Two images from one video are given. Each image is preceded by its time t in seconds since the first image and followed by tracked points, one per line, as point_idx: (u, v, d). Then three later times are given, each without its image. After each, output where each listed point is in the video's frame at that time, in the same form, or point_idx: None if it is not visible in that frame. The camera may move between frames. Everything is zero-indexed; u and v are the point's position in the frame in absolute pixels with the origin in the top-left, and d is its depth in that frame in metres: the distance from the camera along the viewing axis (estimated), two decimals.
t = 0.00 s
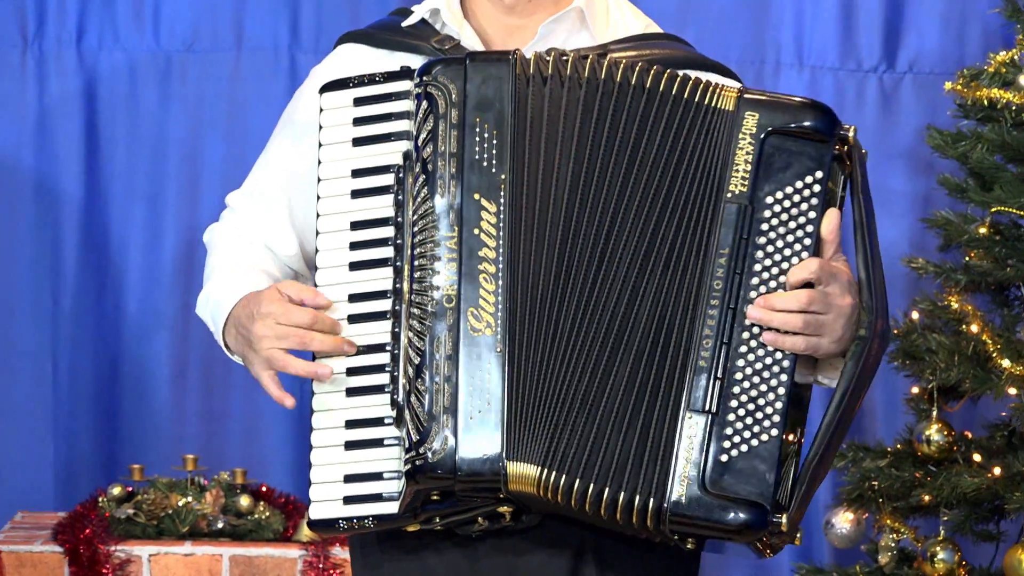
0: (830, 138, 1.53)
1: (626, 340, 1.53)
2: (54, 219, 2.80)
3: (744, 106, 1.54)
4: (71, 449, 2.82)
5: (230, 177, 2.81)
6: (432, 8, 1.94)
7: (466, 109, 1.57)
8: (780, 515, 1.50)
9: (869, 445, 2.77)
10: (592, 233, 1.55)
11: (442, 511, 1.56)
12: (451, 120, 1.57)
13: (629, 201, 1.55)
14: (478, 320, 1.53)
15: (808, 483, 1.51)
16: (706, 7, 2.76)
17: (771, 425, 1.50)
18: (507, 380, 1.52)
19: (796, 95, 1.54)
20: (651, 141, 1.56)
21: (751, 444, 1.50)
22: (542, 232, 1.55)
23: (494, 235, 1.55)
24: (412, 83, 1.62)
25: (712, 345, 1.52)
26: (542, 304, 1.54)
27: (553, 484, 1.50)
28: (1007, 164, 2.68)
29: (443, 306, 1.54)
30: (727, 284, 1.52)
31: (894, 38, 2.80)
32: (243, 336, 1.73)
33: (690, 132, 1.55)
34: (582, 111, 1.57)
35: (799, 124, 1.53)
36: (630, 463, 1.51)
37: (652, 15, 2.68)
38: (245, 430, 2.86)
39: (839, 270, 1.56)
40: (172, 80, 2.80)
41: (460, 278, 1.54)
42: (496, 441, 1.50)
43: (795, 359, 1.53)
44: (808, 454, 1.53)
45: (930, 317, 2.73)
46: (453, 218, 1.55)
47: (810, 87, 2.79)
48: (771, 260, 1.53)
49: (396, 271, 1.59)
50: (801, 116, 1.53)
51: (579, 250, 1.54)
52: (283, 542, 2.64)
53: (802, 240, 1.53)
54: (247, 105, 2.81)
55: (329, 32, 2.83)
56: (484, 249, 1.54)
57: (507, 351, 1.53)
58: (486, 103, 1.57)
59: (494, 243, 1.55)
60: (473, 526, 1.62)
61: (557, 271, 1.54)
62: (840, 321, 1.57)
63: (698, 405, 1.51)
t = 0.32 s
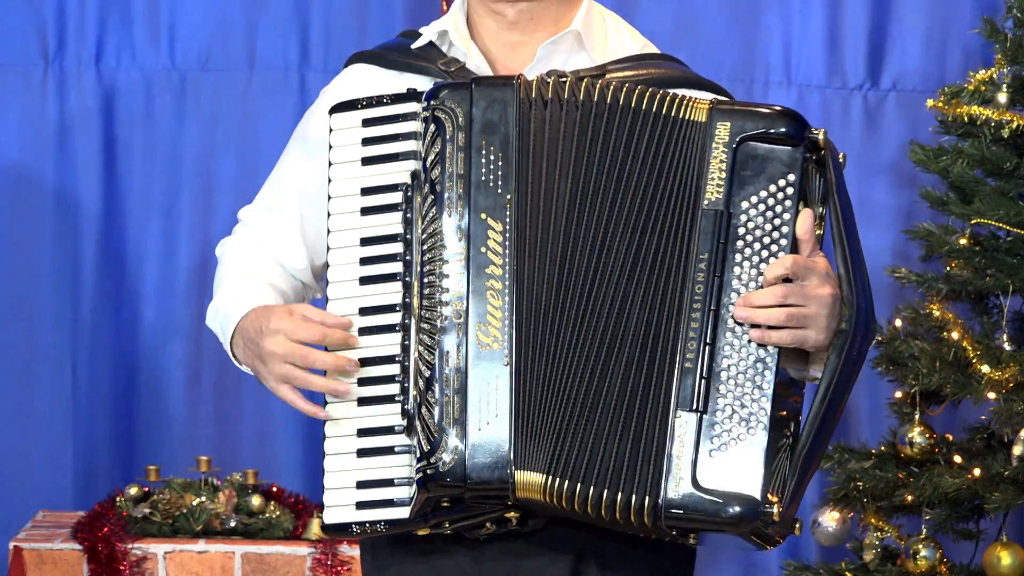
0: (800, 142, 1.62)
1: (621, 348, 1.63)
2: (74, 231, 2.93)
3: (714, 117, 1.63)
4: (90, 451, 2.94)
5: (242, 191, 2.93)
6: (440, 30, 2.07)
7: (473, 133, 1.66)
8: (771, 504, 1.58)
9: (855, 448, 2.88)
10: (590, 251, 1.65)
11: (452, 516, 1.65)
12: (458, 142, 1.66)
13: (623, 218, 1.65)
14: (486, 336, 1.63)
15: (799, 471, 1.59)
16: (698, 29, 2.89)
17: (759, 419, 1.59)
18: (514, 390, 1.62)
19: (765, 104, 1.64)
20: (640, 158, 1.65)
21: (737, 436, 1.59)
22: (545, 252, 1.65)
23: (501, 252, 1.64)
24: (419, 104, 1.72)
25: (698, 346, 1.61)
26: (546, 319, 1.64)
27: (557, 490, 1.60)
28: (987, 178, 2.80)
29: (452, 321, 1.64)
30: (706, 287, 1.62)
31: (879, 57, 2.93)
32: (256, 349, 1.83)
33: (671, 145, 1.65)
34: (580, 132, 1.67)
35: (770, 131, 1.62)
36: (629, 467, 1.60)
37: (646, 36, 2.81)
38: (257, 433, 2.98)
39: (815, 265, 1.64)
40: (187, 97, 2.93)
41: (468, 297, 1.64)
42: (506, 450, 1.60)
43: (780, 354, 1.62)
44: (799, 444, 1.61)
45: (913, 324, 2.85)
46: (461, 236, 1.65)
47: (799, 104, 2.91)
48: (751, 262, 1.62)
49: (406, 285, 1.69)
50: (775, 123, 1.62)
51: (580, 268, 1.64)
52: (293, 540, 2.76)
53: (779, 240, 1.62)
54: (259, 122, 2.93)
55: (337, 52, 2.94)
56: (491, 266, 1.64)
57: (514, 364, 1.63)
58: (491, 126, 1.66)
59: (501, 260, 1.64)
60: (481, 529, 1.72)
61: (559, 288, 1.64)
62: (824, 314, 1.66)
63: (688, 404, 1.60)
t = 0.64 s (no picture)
0: (771, 149, 1.73)
1: (611, 353, 1.74)
2: (94, 241, 3.05)
3: (687, 129, 1.75)
4: (108, 452, 3.07)
5: (254, 203, 3.06)
6: (449, 49, 2.20)
7: (476, 150, 1.78)
8: (754, 498, 1.70)
9: (841, 449, 3.00)
10: (584, 262, 1.76)
11: (456, 517, 1.77)
12: (462, 160, 1.78)
13: (614, 230, 1.76)
14: (489, 344, 1.75)
15: (781, 464, 1.70)
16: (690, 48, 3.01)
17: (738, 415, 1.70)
18: (516, 394, 1.73)
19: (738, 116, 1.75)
20: (626, 173, 1.77)
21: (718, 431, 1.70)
22: (545, 264, 1.76)
23: (503, 265, 1.76)
24: (427, 122, 1.84)
25: (678, 348, 1.72)
26: (545, 328, 1.75)
27: (556, 490, 1.71)
28: (968, 191, 2.94)
29: (457, 330, 1.76)
30: (685, 291, 1.73)
31: (864, 75, 3.05)
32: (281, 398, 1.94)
33: (643, 159, 1.76)
34: (577, 149, 1.78)
35: (743, 139, 1.73)
36: (621, 467, 1.71)
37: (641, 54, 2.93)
38: (268, 434, 3.11)
39: (788, 264, 1.75)
40: (201, 113, 3.05)
41: (472, 308, 1.76)
42: (506, 453, 1.72)
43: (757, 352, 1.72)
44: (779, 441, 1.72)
45: (897, 330, 2.97)
46: (465, 249, 1.77)
47: (787, 120, 3.03)
48: (727, 267, 1.74)
49: (413, 295, 1.80)
50: (749, 133, 1.73)
51: (576, 280, 1.76)
52: (303, 537, 2.88)
53: (753, 243, 1.73)
54: (270, 137, 3.06)
55: (346, 70, 3.07)
56: (493, 278, 1.76)
57: (516, 371, 1.74)
58: (494, 144, 1.78)
59: (503, 272, 1.76)
60: (485, 530, 1.84)
61: (557, 298, 1.75)
62: (798, 313, 1.76)
63: (671, 404, 1.71)
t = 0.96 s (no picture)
0: (749, 147, 1.79)
1: (604, 349, 1.80)
2: (112, 250, 3.18)
3: (669, 130, 1.82)
4: (125, 452, 3.19)
5: (266, 213, 3.19)
6: (455, 66, 2.35)
7: (482, 157, 1.86)
8: (743, 480, 1.75)
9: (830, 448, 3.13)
10: (582, 265, 1.83)
11: (462, 510, 1.85)
12: (468, 167, 1.85)
13: (608, 232, 1.83)
14: (493, 343, 1.82)
15: (769, 449, 1.76)
16: (684, 65, 3.14)
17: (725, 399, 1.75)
18: (519, 391, 1.81)
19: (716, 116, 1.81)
20: (620, 177, 1.84)
21: (704, 417, 1.75)
22: (546, 266, 1.84)
23: (507, 268, 1.84)
24: (433, 135, 1.91)
25: (663, 339, 1.78)
26: (545, 327, 1.82)
27: (558, 482, 1.77)
28: (950, 202, 3.07)
29: (462, 331, 1.83)
30: (670, 285, 1.79)
31: (852, 91, 3.17)
32: (293, 399, 2.05)
33: (630, 161, 1.83)
34: (576, 157, 1.85)
35: (721, 139, 1.79)
36: (616, 458, 1.77)
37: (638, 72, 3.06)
38: (280, 435, 3.24)
39: (768, 253, 1.81)
40: (216, 127, 3.18)
41: (476, 310, 1.83)
42: (507, 449, 1.79)
43: (742, 340, 1.78)
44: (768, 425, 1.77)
45: (882, 335, 3.10)
46: (470, 251, 1.84)
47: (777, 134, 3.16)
48: (709, 259, 1.80)
49: (420, 299, 1.88)
50: (729, 133, 1.80)
51: (573, 281, 1.83)
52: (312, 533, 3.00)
53: (734, 236, 1.80)
54: (282, 150, 3.18)
55: (354, 86, 3.19)
56: (497, 280, 1.83)
57: (519, 369, 1.82)
58: (498, 152, 1.86)
59: (507, 274, 1.84)
60: (491, 523, 1.91)
61: (555, 298, 1.83)
62: (781, 298, 1.81)
63: (658, 393, 1.76)
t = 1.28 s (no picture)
0: (726, 155, 1.90)
1: (598, 354, 1.92)
2: (130, 258, 3.31)
3: (650, 140, 1.93)
4: (142, 453, 3.32)
5: (278, 223, 3.32)
6: (455, 85, 2.46)
7: (483, 171, 1.98)
8: (730, 474, 1.85)
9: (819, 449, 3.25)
10: (576, 274, 1.95)
11: (467, 511, 1.96)
12: (470, 182, 1.98)
13: (599, 242, 1.95)
14: (495, 350, 1.95)
15: (755, 444, 1.88)
16: (679, 81, 3.27)
17: (710, 397, 1.87)
18: (520, 395, 1.93)
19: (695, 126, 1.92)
20: (612, 190, 1.95)
21: (690, 415, 1.87)
22: (545, 276, 1.96)
23: (508, 278, 1.96)
24: (436, 149, 2.03)
25: (650, 342, 1.89)
26: (544, 334, 1.95)
27: (558, 483, 1.89)
28: (934, 213, 3.20)
29: (465, 339, 1.96)
30: (654, 290, 1.91)
31: (840, 106, 3.30)
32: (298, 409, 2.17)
33: (617, 173, 1.95)
34: (574, 170, 1.97)
35: (699, 145, 1.90)
36: (610, 457, 1.88)
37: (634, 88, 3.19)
38: (290, 436, 3.37)
39: (746, 257, 1.91)
40: (229, 141, 3.32)
41: (479, 318, 1.96)
42: (509, 451, 1.92)
43: (724, 340, 1.90)
44: (751, 421, 1.89)
45: (868, 340, 3.23)
46: (474, 263, 1.97)
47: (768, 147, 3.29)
48: (692, 263, 1.91)
49: (425, 308, 1.99)
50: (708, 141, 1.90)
51: (569, 290, 1.95)
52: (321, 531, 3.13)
53: (714, 240, 1.91)
54: (293, 163, 3.32)
55: (362, 101, 3.33)
56: (499, 291, 1.96)
57: (520, 374, 1.94)
58: (499, 166, 1.98)
59: (509, 285, 1.96)
60: (493, 524, 2.03)
61: (553, 306, 1.95)
62: (760, 300, 1.91)
63: (646, 393, 1.88)
